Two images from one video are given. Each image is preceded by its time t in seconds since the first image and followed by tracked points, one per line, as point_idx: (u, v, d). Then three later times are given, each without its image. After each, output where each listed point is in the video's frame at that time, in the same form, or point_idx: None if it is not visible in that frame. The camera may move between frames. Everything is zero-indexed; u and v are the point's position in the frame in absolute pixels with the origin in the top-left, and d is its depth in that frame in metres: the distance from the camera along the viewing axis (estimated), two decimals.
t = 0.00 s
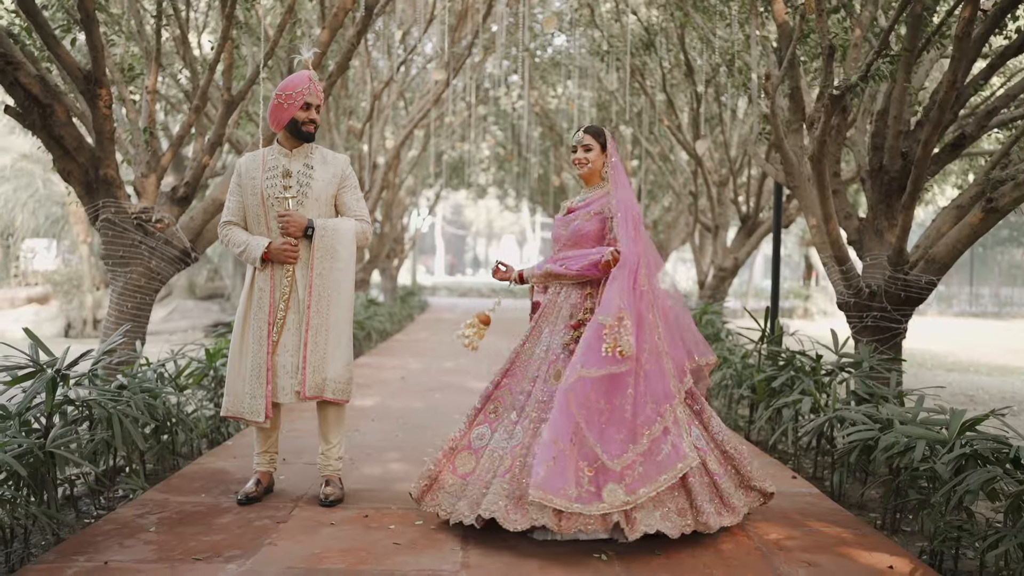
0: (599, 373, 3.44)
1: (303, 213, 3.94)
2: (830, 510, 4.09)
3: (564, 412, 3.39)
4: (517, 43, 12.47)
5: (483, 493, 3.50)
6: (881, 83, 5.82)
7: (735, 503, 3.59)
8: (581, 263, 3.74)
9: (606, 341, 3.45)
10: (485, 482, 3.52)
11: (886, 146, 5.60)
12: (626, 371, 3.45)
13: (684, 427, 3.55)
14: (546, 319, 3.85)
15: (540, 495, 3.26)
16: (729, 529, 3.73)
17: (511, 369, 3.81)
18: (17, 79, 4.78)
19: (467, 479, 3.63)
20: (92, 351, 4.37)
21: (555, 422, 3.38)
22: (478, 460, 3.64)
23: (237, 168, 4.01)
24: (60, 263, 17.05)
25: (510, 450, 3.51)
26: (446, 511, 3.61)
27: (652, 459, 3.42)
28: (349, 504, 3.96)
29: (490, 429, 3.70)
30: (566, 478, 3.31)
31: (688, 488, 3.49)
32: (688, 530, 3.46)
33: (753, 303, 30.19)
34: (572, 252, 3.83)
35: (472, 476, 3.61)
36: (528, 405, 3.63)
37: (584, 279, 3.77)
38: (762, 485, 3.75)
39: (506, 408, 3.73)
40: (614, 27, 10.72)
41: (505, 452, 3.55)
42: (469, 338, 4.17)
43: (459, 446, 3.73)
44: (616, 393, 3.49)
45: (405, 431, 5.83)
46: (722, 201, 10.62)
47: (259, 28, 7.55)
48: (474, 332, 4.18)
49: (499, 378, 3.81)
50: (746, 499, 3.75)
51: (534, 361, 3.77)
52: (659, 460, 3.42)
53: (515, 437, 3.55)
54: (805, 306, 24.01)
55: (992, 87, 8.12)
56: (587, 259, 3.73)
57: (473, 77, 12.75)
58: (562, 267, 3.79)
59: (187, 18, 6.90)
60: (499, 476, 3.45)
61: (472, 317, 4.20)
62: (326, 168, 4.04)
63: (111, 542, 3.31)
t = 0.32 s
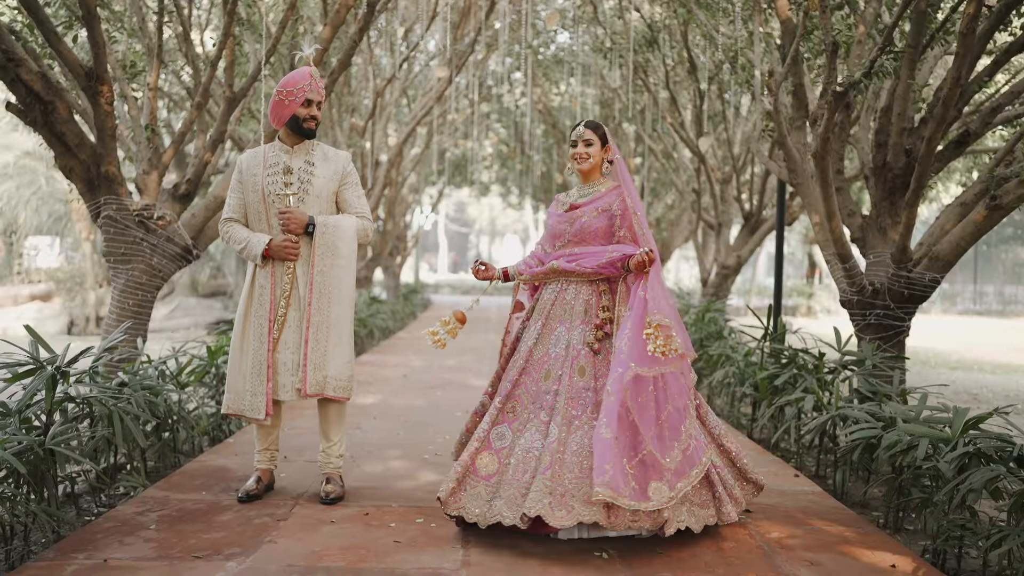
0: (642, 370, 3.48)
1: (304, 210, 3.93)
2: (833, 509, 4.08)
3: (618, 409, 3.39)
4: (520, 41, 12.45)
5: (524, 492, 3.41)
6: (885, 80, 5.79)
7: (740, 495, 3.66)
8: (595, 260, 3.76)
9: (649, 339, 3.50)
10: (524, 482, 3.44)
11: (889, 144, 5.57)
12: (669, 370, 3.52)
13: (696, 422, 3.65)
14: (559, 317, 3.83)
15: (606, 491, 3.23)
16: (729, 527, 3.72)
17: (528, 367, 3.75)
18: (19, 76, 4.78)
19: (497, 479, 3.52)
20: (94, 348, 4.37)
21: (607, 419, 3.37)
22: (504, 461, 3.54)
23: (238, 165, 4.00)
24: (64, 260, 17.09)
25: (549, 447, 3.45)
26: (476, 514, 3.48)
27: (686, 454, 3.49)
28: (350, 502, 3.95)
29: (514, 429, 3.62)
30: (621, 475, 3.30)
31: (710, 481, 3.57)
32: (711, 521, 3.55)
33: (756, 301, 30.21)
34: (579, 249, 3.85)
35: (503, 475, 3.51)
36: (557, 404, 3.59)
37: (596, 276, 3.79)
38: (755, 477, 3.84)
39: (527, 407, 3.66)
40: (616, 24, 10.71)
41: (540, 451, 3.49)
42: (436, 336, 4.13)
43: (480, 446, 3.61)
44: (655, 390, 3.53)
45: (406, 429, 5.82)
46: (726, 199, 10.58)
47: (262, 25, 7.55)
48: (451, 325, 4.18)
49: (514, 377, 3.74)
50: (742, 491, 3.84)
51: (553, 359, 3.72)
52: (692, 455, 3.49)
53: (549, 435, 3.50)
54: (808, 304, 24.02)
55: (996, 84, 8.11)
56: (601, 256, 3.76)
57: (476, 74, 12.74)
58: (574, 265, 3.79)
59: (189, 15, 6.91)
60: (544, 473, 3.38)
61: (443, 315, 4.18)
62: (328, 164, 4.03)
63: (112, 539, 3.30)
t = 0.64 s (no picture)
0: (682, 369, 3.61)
1: (303, 208, 3.92)
2: (835, 508, 4.07)
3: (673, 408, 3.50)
4: (521, 39, 12.43)
5: (573, 493, 3.39)
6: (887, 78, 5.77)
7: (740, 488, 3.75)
8: (606, 259, 3.81)
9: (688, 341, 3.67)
10: (571, 482, 3.41)
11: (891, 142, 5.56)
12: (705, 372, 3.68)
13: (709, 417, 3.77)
14: (570, 314, 3.82)
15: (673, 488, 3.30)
16: (730, 526, 3.71)
17: (546, 365, 3.69)
18: (19, 74, 4.76)
19: (536, 480, 3.45)
20: (94, 346, 4.36)
21: (659, 418, 3.46)
22: (538, 460, 3.48)
23: (238, 163, 4.00)
24: (66, 259, 17.11)
25: (593, 446, 3.45)
26: (521, 516, 3.39)
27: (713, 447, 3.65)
28: (349, 500, 3.95)
29: (543, 428, 3.55)
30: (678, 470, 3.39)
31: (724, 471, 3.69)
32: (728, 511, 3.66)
33: (758, 300, 30.20)
34: (584, 247, 3.88)
35: (546, 475, 3.43)
36: (586, 402, 3.59)
37: (605, 275, 3.84)
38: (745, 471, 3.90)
39: (551, 406, 3.61)
40: (618, 22, 10.68)
41: (579, 451, 3.47)
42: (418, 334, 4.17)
43: (512, 447, 3.51)
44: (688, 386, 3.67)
45: (406, 428, 5.81)
46: (727, 197, 10.56)
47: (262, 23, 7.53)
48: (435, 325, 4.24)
49: (533, 375, 3.67)
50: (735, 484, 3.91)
51: (572, 357, 3.71)
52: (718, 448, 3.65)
53: (586, 433, 3.50)
54: (810, 302, 24.01)
55: (999, 82, 8.08)
56: (611, 256, 3.81)
57: (478, 72, 12.72)
58: (585, 263, 3.81)
59: (189, 13, 6.89)
60: (598, 472, 3.38)
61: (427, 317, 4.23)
62: (328, 162, 4.02)
63: (111, 538, 3.29)
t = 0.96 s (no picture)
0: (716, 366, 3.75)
1: (305, 205, 3.91)
2: (838, 506, 4.05)
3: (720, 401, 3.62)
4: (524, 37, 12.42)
5: (625, 489, 3.37)
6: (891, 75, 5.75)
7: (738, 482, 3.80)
8: (615, 255, 3.87)
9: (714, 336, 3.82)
10: (621, 480, 3.40)
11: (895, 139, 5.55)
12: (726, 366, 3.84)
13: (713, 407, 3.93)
14: (584, 310, 3.81)
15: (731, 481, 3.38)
16: (732, 524, 3.70)
17: (569, 361, 3.66)
18: (22, 71, 4.76)
19: (581, 480, 3.38)
20: (95, 344, 4.36)
21: (707, 413, 3.56)
22: (579, 458, 3.43)
23: (240, 160, 3.99)
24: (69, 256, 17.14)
25: (637, 441, 3.46)
26: (574, 515, 3.30)
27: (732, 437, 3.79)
28: (351, 497, 3.94)
29: (577, 426, 3.50)
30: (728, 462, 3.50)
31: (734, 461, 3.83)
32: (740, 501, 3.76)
33: (762, 298, 30.16)
34: (591, 244, 3.94)
35: (594, 472, 3.38)
36: (619, 397, 3.59)
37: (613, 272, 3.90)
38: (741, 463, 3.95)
39: (581, 403, 3.57)
40: (622, 20, 10.65)
41: (619, 447, 3.47)
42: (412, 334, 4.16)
43: (552, 448, 3.43)
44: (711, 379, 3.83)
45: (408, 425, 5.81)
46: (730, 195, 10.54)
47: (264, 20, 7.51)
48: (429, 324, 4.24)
49: (558, 375, 3.63)
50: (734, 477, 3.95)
51: (593, 351, 3.70)
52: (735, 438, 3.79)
53: (625, 429, 3.50)
54: (813, 300, 23.99)
55: (1003, 80, 8.05)
56: (619, 253, 3.88)
57: (481, 70, 12.70)
58: (595, 259, 3.86)
59: (191, 10, 6.87)
60: (651, 466, 3.39)
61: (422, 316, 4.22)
62: (329, 160, 4.01)
63: (111, 535, 3.29)
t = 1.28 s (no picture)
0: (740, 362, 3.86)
1: (308, 203, 3.90)
2: (844, 506, 4.03)
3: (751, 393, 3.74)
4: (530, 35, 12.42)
5: (674, 482, 3.36)
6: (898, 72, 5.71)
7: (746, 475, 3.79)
8: (624, 254, 3.91)
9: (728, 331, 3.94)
10: (667, 474, 3.38)
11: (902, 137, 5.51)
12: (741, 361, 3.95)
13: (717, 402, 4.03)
14: (596, 306, 3.82)
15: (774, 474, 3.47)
16: (736, 524, 3.68)
17: (592, 358, 3.65)
18: (26, 69, 4.77)
19: (629, 475, 3.33)
20: (99, 341, 4.36)
21: (746, 406, 3.65)
22: (620, 451, 3.38)
23: (244, 157, 3.98)
24: (75, 254, 17.19)
25: (678, 433, 3.47)
26: (631, 511, 3.23)
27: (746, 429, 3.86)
28: (355, 496, 3.94)
29: (613, 420, 3.47)
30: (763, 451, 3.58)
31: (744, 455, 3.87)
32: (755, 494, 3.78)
33: (768, 297, 30.15)
34: (597, 241, 3.95)
35: (642, 466, 3.34)
36: (648, 389, 3.60)
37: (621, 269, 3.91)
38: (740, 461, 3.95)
39: (611, 398, 3.54)
40: (627, 17, 10.63)
41: (657, 438, 3.46)
42: (423, 342, 4.10)
43: (596, 446, 3.37)
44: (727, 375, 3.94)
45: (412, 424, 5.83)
46: (736, 193, 10.51)
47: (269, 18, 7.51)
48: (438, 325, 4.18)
49: (584, 372, 3.61)
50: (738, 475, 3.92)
51: (614, 346, 3.71)
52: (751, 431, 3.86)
53: (661, 422, 3.50)
54: (819, 299, 23.95)
55: (1010, 79, 8.01)
56: (625, 251, 3.92)
57: (487, 68, 12.69)
58: (604, 257, 3.88)
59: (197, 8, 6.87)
60: (698, 458, 3.40)
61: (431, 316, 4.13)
62: (332, 157, 4.00)
63: (113, 533, 3.28)
